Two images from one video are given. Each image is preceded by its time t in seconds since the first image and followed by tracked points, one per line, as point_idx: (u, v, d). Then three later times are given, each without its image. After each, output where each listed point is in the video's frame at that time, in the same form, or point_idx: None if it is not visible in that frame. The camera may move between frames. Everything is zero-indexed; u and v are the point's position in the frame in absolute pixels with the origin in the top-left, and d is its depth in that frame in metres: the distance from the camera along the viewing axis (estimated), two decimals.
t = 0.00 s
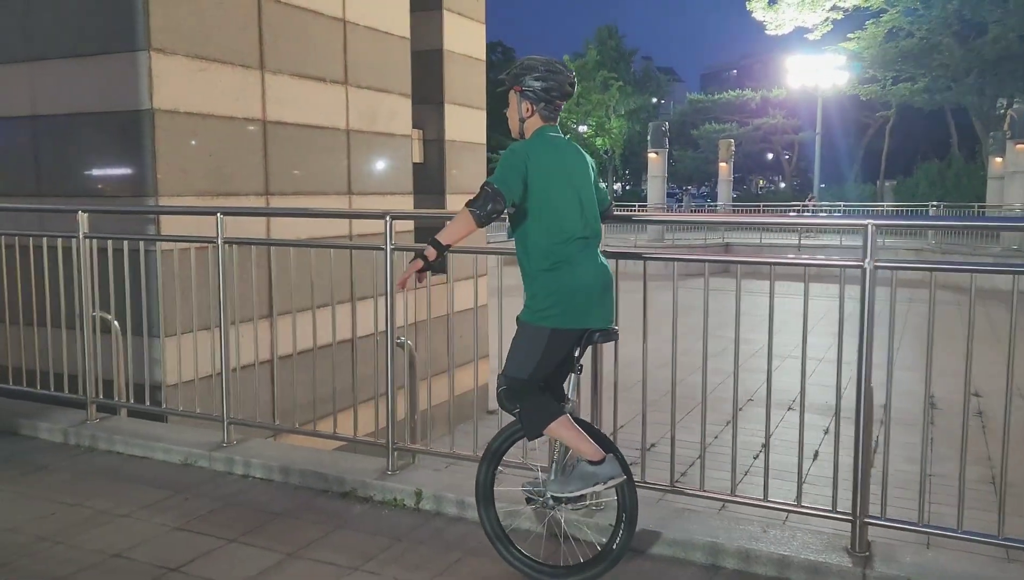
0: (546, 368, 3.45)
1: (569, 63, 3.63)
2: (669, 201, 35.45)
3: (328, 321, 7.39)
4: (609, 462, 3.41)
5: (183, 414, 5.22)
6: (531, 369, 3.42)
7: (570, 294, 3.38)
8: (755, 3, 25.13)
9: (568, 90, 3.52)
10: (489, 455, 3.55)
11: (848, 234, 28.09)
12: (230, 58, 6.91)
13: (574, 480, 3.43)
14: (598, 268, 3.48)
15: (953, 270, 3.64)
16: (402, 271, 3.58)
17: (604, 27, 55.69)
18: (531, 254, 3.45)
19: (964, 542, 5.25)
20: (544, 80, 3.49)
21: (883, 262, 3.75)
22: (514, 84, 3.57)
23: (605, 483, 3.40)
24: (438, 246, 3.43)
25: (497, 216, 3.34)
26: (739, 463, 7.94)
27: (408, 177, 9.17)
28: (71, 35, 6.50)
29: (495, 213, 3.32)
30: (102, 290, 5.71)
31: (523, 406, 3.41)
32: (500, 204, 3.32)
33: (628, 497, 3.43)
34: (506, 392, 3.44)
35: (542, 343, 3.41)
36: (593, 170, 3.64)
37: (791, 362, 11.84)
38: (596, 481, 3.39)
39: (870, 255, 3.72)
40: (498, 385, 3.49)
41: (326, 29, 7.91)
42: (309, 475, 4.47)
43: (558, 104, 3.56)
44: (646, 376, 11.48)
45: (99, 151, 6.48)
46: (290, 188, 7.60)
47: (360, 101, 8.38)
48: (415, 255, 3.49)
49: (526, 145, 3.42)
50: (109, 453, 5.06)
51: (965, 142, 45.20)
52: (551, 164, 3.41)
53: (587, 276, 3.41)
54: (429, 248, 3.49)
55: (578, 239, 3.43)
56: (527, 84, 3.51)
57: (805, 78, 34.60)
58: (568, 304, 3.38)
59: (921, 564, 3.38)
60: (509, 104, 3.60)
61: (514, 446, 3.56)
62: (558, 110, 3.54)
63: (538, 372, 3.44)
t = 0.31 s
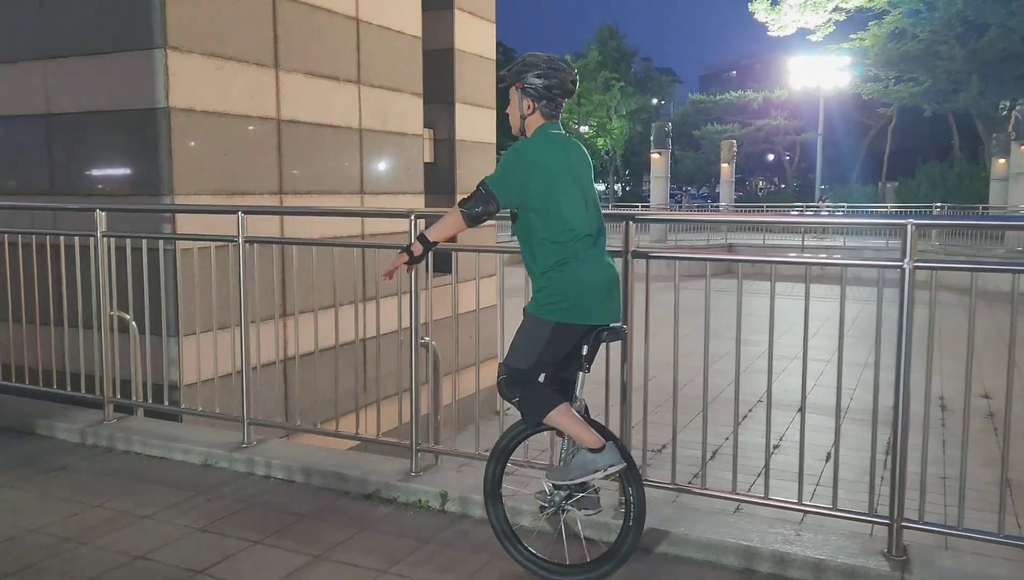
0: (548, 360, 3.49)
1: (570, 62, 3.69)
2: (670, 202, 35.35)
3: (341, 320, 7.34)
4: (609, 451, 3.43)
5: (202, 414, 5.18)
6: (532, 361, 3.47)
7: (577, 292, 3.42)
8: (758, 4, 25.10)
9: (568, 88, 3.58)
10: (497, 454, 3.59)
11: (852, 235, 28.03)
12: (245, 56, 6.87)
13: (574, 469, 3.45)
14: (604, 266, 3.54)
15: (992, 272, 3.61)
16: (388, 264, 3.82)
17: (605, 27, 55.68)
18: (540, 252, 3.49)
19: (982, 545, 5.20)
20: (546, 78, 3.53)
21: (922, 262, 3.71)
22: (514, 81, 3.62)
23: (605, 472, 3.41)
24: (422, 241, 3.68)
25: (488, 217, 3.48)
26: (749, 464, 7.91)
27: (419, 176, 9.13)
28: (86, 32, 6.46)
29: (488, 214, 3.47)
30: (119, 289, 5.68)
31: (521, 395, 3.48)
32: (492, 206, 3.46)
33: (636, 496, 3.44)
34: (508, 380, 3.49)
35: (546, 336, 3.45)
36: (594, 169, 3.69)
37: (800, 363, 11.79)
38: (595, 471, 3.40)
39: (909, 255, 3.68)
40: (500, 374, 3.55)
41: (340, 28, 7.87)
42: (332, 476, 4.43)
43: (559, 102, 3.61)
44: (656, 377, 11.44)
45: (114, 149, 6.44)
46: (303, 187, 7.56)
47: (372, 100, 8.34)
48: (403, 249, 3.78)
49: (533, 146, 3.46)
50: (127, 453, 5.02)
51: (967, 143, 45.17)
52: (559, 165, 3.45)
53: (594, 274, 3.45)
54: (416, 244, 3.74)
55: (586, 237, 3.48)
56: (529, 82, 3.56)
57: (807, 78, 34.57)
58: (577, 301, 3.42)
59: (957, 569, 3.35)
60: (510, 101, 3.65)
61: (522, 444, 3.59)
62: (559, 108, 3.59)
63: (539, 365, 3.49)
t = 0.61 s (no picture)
0: (553, 354, 3.41)
1: (575, 59, 3.61)
2: (675, 201, 35.16)
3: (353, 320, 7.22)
4: (610, 444, 3.32)
5: (217, 417, 5.06)
6: (534, 352, 3.39)
7: (590, 291, 3.35)
8: (763, 4, 24.93)
9: (574, 87, 3.51)
10: (505, 456, 3.53)
11: (858, 235, 27.84)
12: (259, 52, 6.76)
13: (574, 461, 3.35)
14: (618, 262, 3.46)
15: None
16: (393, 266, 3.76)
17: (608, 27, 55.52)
18: (552, 250, 3.43)
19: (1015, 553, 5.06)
20: (553, 78, 3.45)
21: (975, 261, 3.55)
22: (520, 79, 3.54)
23: (605, 466, 3.29)
24: (427, 245, 3.62)
25: (495, 221, 3.45)
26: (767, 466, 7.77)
27: (431, 175, 9.01)
28: (98, 28, 6.35)
29: (494, 220, 3.43)
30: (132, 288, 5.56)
31: (523, 384, 3.41)
32: (498, 210, 3.42)
33: (646, 502, 3.28)
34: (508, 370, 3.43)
35: (552, 331, 3.38)
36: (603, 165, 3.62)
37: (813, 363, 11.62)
38: (595, 463, 3.29)
39: (962, 253, 3.52)
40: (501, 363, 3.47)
41: (353, 24, 7.76)
42: (353, 482, 4.31)
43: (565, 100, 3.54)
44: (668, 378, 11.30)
45: (126, 146, 6.33)
46: (317, 185, 7.43)
47: (386, 97, 8.22)
48: (407, 249, 3.71)
49: (541, 144, 3.40)
50: (141, 457, 4.91)
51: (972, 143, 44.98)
52: (568, 162, 3.39)
53: (606, 272, 3.38)
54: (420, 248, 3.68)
55: (598, 234, 3.41)
56: (535, 81, 3.48)
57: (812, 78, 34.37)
58: (592, 298, 3.35)
59: None
60: (516, 99, 3.57)
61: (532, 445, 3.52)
62: (564, 107, 3.52)
63: (543, 357, 3.41)
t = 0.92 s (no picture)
0: (551, 352, 3.35)
1: (575, 61, 3.51)
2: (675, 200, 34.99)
3: (360, 319, 7.13)
4: (599, 447, 3.27)
5: (228, 418, 4.97)
6: (532, 347, 3.35)
7: (596, 298, 3.27)
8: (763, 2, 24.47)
9: (574, 89, 3.39)
10: (506, 458, 3.45)
11: (859, 234, 27.74)
12: (267, 47, 6.66)
13: (562, 459, 3.30)
14: (624, 264, 3.37)
15: None
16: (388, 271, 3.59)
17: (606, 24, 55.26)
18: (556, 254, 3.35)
19: None
20: (552, 80, 3.34)
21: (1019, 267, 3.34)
22: (520, 83, 3.43)
23: (592, 467, 3.25)
24: (425, 250, 3.47)
25: (494, 227, 3.35)
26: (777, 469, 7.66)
27: (439, 173, 8.92)
28: (106, 22, 6.26)
29: (490, 226, 3.34)
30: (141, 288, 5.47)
31: (516, 376, 3.30)
32: (496, 217, 3.33)
33: (647, 507, 3.24)
34: (503, 362, 3.33)
35: (551, 330, 3.33)
36: (606, 164, 3.50)
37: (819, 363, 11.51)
38: (582, 464, 3.25)
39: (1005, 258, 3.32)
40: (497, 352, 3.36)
41: (362, 19, 7.65)
42: (369, 486, 4.23)
43: (565, 103, 3.42)
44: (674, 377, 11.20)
45: (134, 144, 6.24)
46: (325, 183, 7.34)
47: (394, 94, 8.12)
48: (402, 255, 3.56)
49: (540, 148, 3.30)
50: (151, 459, 4.82)
51: (972, 141, 44.88)
52: (570, 165, 3.28)
53: (611, 276, 3.29)
54: (417, 253, 3.53)
55: (603, 237, 3.31)
56: (535, 83, 3.37)
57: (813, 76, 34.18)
58: (597, 303, 3.27)
59: None
60: (516, 104, 3.46)
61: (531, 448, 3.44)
62: (565, 110, 3.40)
63: (540, 354, 3.35)
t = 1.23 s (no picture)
0: (565, 344, 3.27)
1: (594, 58, 3.44)
2: (672, 196, 34.91)
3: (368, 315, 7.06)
4: (602, 449, 3.24)
5: (241, 414, 4.91)
6: (548, 339, 3.27)
7: (612, 297, 3.20)
8: None
9: (595, 87, 3.33)
10: (517, 450, 3.43)
11: (857, 231, 27.71)
12: (277, 40, 6.58)
13: (564, 456, 3.27)
14: (645, 260, 3.28)
15: None
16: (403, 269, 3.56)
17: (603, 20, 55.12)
18: (574, 253, 3.28)
19: None
20: (572, 77, 3.28)
21: None
22: (538, 82, 3.37)
23: (592, 468, 3.22)
24: (441, 250, 3.43)
25: (507, 228, 3.31)
26: (786, 466, 7.60)
27: (446, 168, 8.86)
28: (114, 13, 6.18)
29: (504, 227, 3.30)
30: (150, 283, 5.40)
31: (527, 367, 3.25)
32: (510, 217, 3.28)
33: (655, 502, 3.17)
34: (515, 351, 3.28)
35: (566, 323, 3.26)
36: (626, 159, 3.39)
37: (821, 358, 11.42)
38: (583, 463, 3.22)
39: None
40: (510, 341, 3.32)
41: (371, 12, 7.58)
42: (388, 484, 4.17)
43: (585, 101, 3.36)
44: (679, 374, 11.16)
45: (143, 137, 6.17)
46: (334, 177, 7.26)
47: (402, 88, 8.04)
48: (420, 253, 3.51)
49: (556, 146, 3.21)
50: (164, 456, 4.75)
51: (968, 139, 44.89)
52: (588, 162, 3.19)
53: (629, 275, 3.21)
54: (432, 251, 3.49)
55: (622, 234, 3.22)
56: (553, 80, 3.30)
57: (810, 73, 34.12)
58: (615, 302, 3.20)
59: None
60: (535, 102, 3.40)
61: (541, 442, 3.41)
62: (586, 108, 3.34)
63: (555, 346, 3.28)
